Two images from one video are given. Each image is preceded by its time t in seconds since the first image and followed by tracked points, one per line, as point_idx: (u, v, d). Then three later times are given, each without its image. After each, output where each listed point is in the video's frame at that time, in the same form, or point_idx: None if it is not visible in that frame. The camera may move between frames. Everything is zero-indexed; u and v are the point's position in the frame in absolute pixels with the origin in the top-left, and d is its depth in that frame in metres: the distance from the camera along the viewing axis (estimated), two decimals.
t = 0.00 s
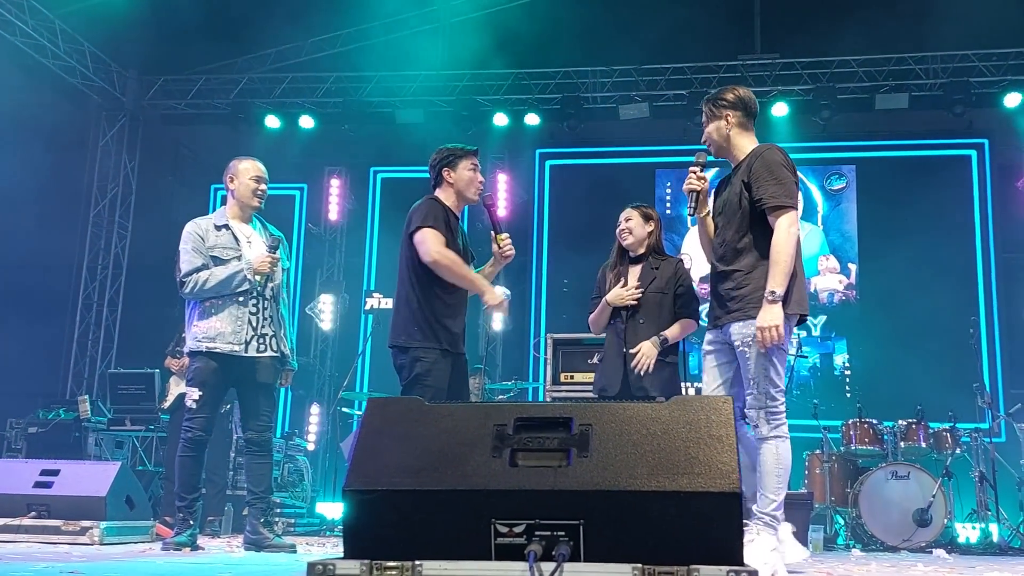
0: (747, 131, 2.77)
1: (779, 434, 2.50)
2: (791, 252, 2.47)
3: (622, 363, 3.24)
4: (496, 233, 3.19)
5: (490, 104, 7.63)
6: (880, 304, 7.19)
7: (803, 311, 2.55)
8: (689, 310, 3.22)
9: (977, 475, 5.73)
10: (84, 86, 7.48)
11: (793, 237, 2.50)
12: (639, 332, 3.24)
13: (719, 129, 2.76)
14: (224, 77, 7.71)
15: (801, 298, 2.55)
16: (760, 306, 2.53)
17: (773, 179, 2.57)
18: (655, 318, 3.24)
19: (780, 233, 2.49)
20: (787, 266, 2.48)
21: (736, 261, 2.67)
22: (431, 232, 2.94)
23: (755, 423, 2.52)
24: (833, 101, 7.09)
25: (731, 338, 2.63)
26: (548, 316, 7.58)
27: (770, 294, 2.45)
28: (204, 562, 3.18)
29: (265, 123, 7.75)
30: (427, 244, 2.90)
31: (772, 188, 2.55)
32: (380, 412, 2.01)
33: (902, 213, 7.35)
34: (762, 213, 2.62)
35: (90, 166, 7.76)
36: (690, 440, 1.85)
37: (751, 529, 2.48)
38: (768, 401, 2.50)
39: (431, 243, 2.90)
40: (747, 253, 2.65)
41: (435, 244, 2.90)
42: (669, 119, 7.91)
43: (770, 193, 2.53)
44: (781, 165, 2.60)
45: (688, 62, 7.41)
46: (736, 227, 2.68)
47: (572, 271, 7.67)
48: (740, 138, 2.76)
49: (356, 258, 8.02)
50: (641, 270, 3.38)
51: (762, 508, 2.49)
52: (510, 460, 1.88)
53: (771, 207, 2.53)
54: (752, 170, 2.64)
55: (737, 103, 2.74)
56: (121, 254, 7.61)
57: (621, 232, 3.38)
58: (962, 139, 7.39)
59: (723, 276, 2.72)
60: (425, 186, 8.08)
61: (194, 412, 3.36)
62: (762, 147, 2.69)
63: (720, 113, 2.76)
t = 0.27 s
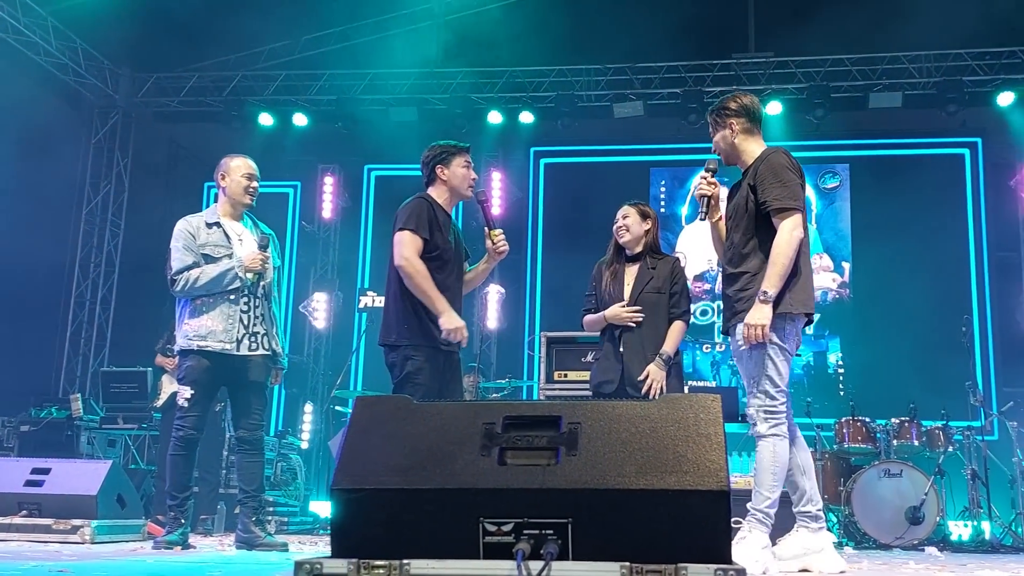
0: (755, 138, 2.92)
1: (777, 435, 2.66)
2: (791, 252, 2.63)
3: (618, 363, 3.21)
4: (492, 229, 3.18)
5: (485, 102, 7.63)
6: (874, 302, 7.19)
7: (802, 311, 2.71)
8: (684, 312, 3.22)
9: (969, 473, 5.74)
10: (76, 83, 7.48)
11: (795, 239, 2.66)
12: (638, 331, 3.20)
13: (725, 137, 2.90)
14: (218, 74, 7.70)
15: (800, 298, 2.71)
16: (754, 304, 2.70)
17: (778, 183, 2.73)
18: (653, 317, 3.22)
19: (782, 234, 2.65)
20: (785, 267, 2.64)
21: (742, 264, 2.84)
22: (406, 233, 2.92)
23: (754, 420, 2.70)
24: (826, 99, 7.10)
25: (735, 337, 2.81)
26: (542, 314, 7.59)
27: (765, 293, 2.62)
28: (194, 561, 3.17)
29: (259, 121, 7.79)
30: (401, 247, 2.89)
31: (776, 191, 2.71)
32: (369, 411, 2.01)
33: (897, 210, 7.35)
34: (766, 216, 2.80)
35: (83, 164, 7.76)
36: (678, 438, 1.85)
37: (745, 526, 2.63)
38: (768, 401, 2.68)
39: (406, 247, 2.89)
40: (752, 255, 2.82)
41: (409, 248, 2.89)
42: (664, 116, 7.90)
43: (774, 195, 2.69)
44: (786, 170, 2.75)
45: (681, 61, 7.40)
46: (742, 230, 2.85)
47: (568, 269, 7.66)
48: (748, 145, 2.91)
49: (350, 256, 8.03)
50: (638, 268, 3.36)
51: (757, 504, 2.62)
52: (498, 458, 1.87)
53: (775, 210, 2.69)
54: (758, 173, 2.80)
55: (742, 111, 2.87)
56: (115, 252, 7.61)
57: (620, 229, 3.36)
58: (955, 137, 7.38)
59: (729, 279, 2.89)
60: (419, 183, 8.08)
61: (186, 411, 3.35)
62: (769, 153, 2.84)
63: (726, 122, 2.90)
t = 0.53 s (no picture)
0: (757, 142, 2.94)
1: (773, 428, 2.68)
2: (796, 254, 2.66)
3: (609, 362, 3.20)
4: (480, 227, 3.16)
5: (474, 100, 7.60)
6: (861, 301, 7.23)
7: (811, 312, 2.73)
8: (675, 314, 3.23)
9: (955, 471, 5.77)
10: (64, 80, 7.44)
11: (801, 241, 2.68)
12: (631, 331, 3.19)
13: (727, 143, 2.92)
14: (206, 71, 7.67)
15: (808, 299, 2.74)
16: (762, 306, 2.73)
17: (781, 185, 2.74)
18: (645, 317, 3.21)
19: (787, 238, 2.67)
20: (791, 269, 2.67)
21: (750, 267, 2.86)
22: (390, 235, 2.92)
23: (750, 415, 2.72)
24: (814, 99, 7.11)
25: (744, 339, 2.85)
26: (531, 312, 7.60)
27: (772, 296, 2.65)
28: (179, 560, 3.17)
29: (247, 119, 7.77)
30: (388, 251, 2.89)
31: (780, 194, 2.72)
32: (355, 410, 1.99)
33: (886, 209, 7.37)
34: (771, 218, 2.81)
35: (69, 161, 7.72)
36: (664, 437, 1.85)
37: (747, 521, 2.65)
38: (766, 396, 2.70)
39: (392, 250, 2.90)
40: (760, 258, 2.84)
41: (395, 252, 2.89)
42: (653, 114, 7.90)
43: (778, 199, 2.71)
44: (789, 172, 2.77)
45: (670, 59, 7.40)
46: (748, 234, 2.86)
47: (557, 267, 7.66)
48: (751, 149, 2.92)
49: (338, 253, 8.02)
50: (631, 267, 3.36)
51: (757, 500, 2.64)
52: (484, 457, 1.86)
53: (779, 212, 2.70)
54: (762, 177, 2.82)
55: (741, 117, 2.89)
56: (102, 249, 7.58)
57: (615, 227, 3.35)
58: (942, 137, 7.40)
59: (738, 282, 2.91)
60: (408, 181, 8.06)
61: (172, 409, 3.34)
62: (771, 155, 2.86)
63: (727, 128, 2.91)
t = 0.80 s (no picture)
0: (764, 140, 2.98)
1: (798, 427, 2.71)
2: (804, 254, 2.70)
3: (602, 359, 3.19)
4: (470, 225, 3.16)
5: (465, 97, 7.60)
6: (849, 298, 7.28)
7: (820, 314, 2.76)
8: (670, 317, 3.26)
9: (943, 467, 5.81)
10: (53, 75, 7.40)
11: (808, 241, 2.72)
12: (626, 329, 3.19)
13: (736, 138, 2.97)
14: (196, 67, 7.64)
15: (815, 299, 2.78)
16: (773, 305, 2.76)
17: (789, 185, 2.78)
18: (640, 317, 3.22)
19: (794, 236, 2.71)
20: (801, 268, 2.70)
21: (753, 264, 2.90)
22: (381, 233, 2.91)
23: (772, 421, 2.74)
24: (804, 97, 7.14)
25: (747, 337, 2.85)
26: (521, 309, 7.57)
27: (783, 295, 2.68)
28: (170, 556, 3.15)
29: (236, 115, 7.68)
30: (379, 250, 2.89)
31: (788, 193, 2.76)
32: (346, 406, 1.99)
33: (876, 207, 7.41)
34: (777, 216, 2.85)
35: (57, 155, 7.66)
36: (655, 433, 1.85)
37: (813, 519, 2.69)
38: (781, 398, 2.73)
39: (383, 249, 2.89)
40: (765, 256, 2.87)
41: (388, 251, 2.89)
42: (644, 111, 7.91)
43: (787, 197, 2.74)
44: (797, 171, 2.80)
45: (661, 57, 7.45)
46: (753, 230, 2.90)
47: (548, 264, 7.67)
48: (758, 147, 2.97)
49: (329, 249, 8.00)
50: (628, 265, 3.36)
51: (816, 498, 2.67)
52: (476, 453, 1.86)
53: (787, 211, 2.73)
54: (770, 175, 2.85)
55: (751, 113, 2.95)
56: (91, 245, 7.54)
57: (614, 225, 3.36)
58: (933, 134, 7.38)
59: (739, 278, 2.94)
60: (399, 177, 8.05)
61: (162, 406, 3.32)
62: (779, 154, 2.90)
63: (737, 123, 2.96)
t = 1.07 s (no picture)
0: (771, 136, 3.03)
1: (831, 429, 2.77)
2: (808, 250, 2.75)
3: (595, 356, 3.19)
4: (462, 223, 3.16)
5: (458, 95, 7.61)
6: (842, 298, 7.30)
7: (826, 313, 2.81)
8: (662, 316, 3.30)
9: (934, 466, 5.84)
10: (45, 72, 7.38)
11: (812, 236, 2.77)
12: (619, 326, 3.19)
13: (745, 130, 3.01)
14: (188, 64, 7.63)
15: (821, 297, 2.82)
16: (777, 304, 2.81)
17: (795, 180, 2.83)
18: (633, 315, 3.23)
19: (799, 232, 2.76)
20: (804, 265, 2.75)
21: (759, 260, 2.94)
22: (374, 230, 2.91)
23: (808, 421, 2.79)
24: (798, 96, 7.16)
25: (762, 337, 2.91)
26: (515, 307, 7.59)
27: (785, 294, 2.74)
28: (162, 554, 3.15)
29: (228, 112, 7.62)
30: (373, 248, 2.89)
31: (794, 188, 2.81)
32: (337, 402, 1.99)
33: (868, 207, 7.44)
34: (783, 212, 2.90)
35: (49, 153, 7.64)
36: (646, 431, 1.86)
37: (831, 523, 2.76)
38: (815, 399, 2.78)
39: (377, 247, 2.89)
40: (770, 252, 2.92)
41: (381, 249, 2.89)
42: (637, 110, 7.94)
43: (793, 193, 2.79)
44: (804, 167, 2.85)
45: (654, 56, 7.46)
46: (760, 226, 2.95)
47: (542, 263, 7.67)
48: (764, 143, 3.03)
49: (321, 248, 8.00)
50: (620, 263, 3.38)
51: (837, 501, 2.76)
52: (468, 450, 1.87)
53: (792, 207, 2.79)
54: (778, 170, 2.90)
55: (763, 107, 2.99)
56: (83, 243, 7.52)
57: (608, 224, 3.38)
58: (924, 134, 7.42)
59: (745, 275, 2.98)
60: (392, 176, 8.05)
61: (155, 403, 3.32)
62: (786, 150, 2.95)
63: (748, 116, 3.01)
